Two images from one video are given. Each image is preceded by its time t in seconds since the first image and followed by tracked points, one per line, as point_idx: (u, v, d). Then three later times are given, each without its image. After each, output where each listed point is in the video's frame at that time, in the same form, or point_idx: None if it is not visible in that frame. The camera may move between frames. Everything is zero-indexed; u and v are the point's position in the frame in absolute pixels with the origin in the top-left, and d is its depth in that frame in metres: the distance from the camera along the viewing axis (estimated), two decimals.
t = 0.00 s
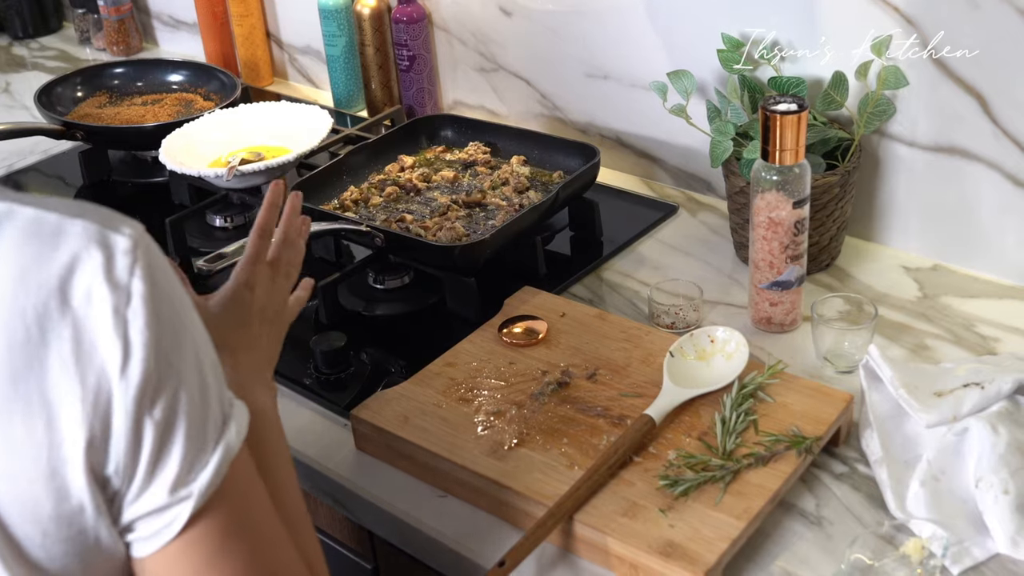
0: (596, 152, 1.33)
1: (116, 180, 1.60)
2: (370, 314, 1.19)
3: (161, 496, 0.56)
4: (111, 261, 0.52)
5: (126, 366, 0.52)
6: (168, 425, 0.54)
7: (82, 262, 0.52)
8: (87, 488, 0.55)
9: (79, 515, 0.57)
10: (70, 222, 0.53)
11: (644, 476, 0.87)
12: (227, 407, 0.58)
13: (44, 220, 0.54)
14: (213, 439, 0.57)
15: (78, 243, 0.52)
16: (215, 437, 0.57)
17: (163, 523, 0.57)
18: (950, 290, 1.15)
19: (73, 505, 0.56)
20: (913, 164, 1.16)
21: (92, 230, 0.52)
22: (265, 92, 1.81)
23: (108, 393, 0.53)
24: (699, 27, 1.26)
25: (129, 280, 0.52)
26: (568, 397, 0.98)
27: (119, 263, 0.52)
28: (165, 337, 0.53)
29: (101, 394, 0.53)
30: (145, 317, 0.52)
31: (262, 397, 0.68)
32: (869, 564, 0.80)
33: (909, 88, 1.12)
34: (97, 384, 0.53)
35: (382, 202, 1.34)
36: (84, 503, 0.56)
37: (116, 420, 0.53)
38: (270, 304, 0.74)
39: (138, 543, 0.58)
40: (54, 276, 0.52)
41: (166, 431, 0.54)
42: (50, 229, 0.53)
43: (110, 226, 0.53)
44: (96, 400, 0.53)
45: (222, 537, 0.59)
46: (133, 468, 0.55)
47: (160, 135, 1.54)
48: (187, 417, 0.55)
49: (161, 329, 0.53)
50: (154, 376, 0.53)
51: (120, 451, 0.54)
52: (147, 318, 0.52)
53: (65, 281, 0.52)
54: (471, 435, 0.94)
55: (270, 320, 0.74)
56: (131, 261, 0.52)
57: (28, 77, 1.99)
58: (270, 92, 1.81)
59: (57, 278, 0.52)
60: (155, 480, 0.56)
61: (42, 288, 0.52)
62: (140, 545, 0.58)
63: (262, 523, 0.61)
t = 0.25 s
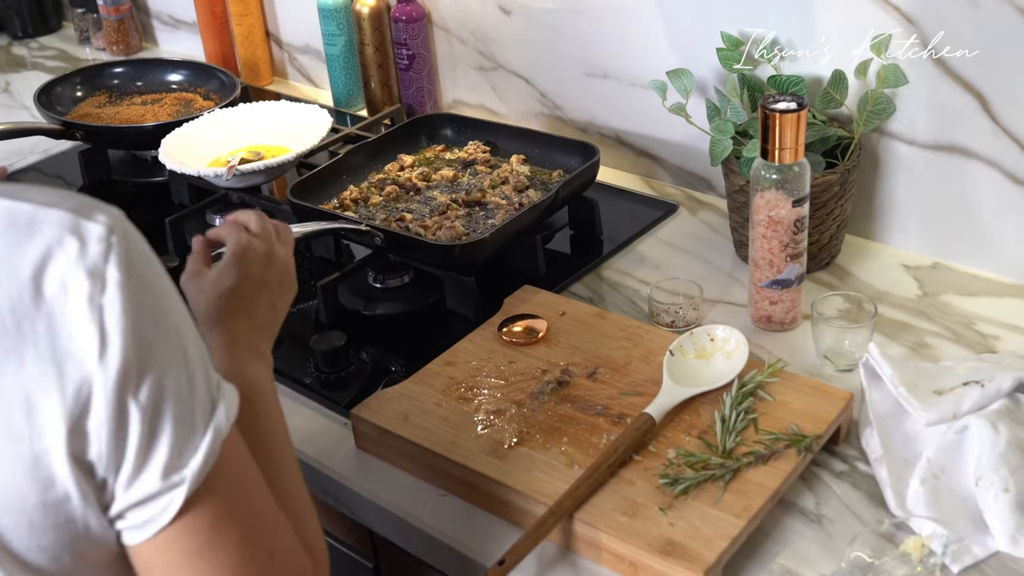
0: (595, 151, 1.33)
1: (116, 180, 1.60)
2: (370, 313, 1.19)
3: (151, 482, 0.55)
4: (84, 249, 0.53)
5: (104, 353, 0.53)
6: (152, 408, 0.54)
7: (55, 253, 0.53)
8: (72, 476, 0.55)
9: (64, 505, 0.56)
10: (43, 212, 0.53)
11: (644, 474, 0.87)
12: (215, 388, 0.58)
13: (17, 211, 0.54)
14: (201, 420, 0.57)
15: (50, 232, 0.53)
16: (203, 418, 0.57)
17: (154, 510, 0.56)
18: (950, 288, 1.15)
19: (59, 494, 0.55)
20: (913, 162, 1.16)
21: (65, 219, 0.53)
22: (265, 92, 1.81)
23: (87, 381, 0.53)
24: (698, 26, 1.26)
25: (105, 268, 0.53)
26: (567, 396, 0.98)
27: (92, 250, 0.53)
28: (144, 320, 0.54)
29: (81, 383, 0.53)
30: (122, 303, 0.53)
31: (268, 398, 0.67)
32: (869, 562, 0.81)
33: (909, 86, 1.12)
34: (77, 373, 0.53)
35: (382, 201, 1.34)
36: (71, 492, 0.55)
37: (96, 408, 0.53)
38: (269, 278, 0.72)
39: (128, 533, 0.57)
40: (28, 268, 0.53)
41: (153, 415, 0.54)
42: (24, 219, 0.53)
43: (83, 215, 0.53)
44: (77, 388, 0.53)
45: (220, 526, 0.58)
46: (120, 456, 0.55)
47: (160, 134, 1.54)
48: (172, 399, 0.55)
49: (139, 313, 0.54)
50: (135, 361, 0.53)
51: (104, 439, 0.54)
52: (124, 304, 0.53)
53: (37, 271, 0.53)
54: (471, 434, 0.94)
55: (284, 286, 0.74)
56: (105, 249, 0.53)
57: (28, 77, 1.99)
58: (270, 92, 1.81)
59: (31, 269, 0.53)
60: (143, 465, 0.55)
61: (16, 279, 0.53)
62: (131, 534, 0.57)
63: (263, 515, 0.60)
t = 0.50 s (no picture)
0: (595, 150, 1.33)
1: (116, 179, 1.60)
2: (370, 313, 1.19)
3: (153, 458, 0.57)
4: (68, 235, 0.55)
5: (94, 337, 0.54)
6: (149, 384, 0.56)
7: (38, 241, 0.55)
8: (60, 458, 0.56)
9: (52, 487, 0.57)
10: (25, 198, 0.56)
11: (644, 473, 0.87)
12: (208, 355, 0.60)
13: None
14: (199, 389, 0.59)
15: (36, 221, 0.55)
16: (201, 387, 0.59)
17: (170, 485, 0.58)
18: (950, 286, 1.15)
19: (48, 476, 0.57)
20: (913, 161, 1.16)
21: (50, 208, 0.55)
22: (265, 91, 1.81)
23: (78, 363, 0.55)
24: (698, 25, 1.26)
25: (89, 254, 0.54)
26: (568, 395, 0.98)
27: (77, 236, 0.55)
28: (133, 298, 0.56)
29: (70, 366, 0.55)
30: (109, 286, 0.55)
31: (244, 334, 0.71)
32: (869, 560, 0.80)
33: (908, 85, 1.12)
34: (66, 357, 0.55)
35: (382, 200, 1.34)
36: (60, 473, 0.57)
37: (88, 390, 0.55)
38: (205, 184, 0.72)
39: (143, 511, 0.59)
40: (13, 255, 0.55)
41: (150, 392, 0.56)
42: (9, 209, 0.56)
43: (65, 202, 0.55)
44: (64, 371, 0.55)
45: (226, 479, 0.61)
46: (116, 439, 0.56)
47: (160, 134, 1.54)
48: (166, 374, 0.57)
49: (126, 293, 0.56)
50: (125, 340, 0.55)
51: (97, 421, 0.55)
52: (112, 285, 0.55)
53: (23, 260, 0.55)
54: (471, 433, 0.94)
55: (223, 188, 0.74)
56: (89, 233, 0.55)
57: (28, 77, 1.99)
58: (270, 91, 1.81)
59: (15, 257, 0.55)
60: (143, 445, 0.56)
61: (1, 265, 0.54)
62: (150, 511, 0.59)
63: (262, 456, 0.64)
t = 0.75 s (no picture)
0: (595, 149, 1.33)
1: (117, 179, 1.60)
2: (371, 312, 1.19)
3: (158, 443, 0.57)
4: (75, 222, 0.55)
5: (100, 322, 0.55)
6: (154, 371, 0.57)
7: (45, 228, 0.55)
8: (64, 443, 0.56)
9: (54, 472, 0.57)
10: (32, 185, 0.57)
11: (645, 472, 0.87)
12: (210, 344, 0.61)
13: (7, 185, 0.57)
14: (201, 375, 0.59)
15: (42, 208, 0.55)
16: (203, 374, 0.60)
17: (172, 472, 0.59)
18: (951, 285, 1.15)
19: (50, 461, 0.57)
20: (913, 160, 1.16)
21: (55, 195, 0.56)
22: (266, 91, 1.81)
23: (83, 347, 0.55)
24: (699, 24, 1.26)
25: (96, 241, 0.55)
26: (568, 394, 0.98)
27: (83, 223, 0.55)
28: (139, 284, 0.57)
29: (75, 352, 0.55)
30: (115, 273, 0.55)
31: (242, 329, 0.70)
32: (870, 560, 0.80)
33: (908, 84, 1.12)
34: (71, 344, 0.55)
35: (382, 200, 1.34)
36: (63, 459, 0.57)
37: (93, 374, 0.55)
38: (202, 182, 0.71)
39: (145, 498, 0.60)
40: (21, 241, 0.55)
41: (155, 378, 0.57)
42: (16, 196, 0.56)
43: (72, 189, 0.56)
44: (69, 357, 0.55)
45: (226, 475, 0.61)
46: (120, 424, 0.57)
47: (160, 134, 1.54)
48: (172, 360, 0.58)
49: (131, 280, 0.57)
50: (131, 327, 0.56)
51: (102, 406, 0.56)
52: (118, 271, 0.56)
53: (29, 245, 0.55)
54: (472, 432, 0.94)
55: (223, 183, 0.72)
56: (96, 221, 0.56)
57: (28, 77, 1.99)
58: (271, 91, 1.81)
59: (22, 243, 0.55)
60: (148, 430, 0.57)
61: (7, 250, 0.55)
62: (153, 499, 0.60)
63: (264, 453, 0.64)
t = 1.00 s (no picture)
0: (596, 148, 1.33)
1: (118, 179, 1.60)
2: (372, 311, 1.20)
3: (172, 455, 0.57)
4: (97, 229, 0.54)
5: (113, 334, 0.54)
6: (167, 382, 0.55)
7: (66, 236, 0.54)
8: (78, 456, 0.57)
9: (68, 481, 0.59)
10: (56, 194, 0.55)
11: (647, 471, 0.87)
12: (241, 357, 0.58)
13: (33, 191, 0.56)
14: (224, 391, 0.57)
15: (64, 215, 0.55)
16: (227, 390, 0.57)
17: (180, 486, 0.57)
18: (951, 284, 1.15)
19: (65, 471, 0.58)
20: (914, 159, 1.16)
21: (78, 202, 0.55)
22: (266, 91, 1.81)
23: (98, 360, 0.55)
24: (699, 24, 1.26)
25: (117, 249, 0.54)
26: (570, 393, 0.98)
27: (105, 231, 0.54)
28: (157, 295, 0.55)
29: (90, 363, 0.55)
30: (132, 283, 0.54)
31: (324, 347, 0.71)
32: (872, 558, 0.81)
33: (909, 82, 1.12)
34: (86, 354, 0.55)
35: (384, 199, 1.34)
36: (76, 470, 0.58)
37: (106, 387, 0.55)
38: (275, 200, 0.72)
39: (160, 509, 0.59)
40: (41, 250, 0.55)
41: (169, 390, 0.56)
42: (38, 200, 0.55)
43: (94, 197, 0.55)
44: (84, 369, 0.55)
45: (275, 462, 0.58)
46: (135, 433, 0.56)
47: (161, 133, 1.54)
48: (191, 372, 0.56)
49: (149, 290, 0.55)
50: (145, 338, 0.55)
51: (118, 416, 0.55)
52: (135, 281, 0.54)
53: (50, 255, 0.55)
54: (474, 431, 0.94)
55: (295, 210, 0.74)
56: (116, 229, 0.54)
57: (29, 77, 1.99)
58: (271, 91, 1.81)
59: (43, 251, 0.55)
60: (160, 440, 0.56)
61: (27, 259, 0.55)
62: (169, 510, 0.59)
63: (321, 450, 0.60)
